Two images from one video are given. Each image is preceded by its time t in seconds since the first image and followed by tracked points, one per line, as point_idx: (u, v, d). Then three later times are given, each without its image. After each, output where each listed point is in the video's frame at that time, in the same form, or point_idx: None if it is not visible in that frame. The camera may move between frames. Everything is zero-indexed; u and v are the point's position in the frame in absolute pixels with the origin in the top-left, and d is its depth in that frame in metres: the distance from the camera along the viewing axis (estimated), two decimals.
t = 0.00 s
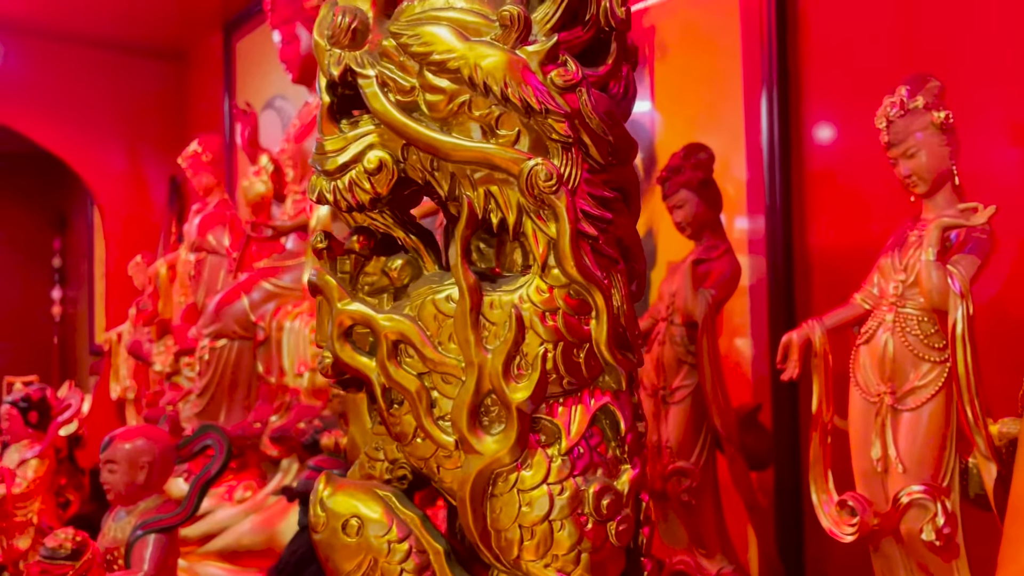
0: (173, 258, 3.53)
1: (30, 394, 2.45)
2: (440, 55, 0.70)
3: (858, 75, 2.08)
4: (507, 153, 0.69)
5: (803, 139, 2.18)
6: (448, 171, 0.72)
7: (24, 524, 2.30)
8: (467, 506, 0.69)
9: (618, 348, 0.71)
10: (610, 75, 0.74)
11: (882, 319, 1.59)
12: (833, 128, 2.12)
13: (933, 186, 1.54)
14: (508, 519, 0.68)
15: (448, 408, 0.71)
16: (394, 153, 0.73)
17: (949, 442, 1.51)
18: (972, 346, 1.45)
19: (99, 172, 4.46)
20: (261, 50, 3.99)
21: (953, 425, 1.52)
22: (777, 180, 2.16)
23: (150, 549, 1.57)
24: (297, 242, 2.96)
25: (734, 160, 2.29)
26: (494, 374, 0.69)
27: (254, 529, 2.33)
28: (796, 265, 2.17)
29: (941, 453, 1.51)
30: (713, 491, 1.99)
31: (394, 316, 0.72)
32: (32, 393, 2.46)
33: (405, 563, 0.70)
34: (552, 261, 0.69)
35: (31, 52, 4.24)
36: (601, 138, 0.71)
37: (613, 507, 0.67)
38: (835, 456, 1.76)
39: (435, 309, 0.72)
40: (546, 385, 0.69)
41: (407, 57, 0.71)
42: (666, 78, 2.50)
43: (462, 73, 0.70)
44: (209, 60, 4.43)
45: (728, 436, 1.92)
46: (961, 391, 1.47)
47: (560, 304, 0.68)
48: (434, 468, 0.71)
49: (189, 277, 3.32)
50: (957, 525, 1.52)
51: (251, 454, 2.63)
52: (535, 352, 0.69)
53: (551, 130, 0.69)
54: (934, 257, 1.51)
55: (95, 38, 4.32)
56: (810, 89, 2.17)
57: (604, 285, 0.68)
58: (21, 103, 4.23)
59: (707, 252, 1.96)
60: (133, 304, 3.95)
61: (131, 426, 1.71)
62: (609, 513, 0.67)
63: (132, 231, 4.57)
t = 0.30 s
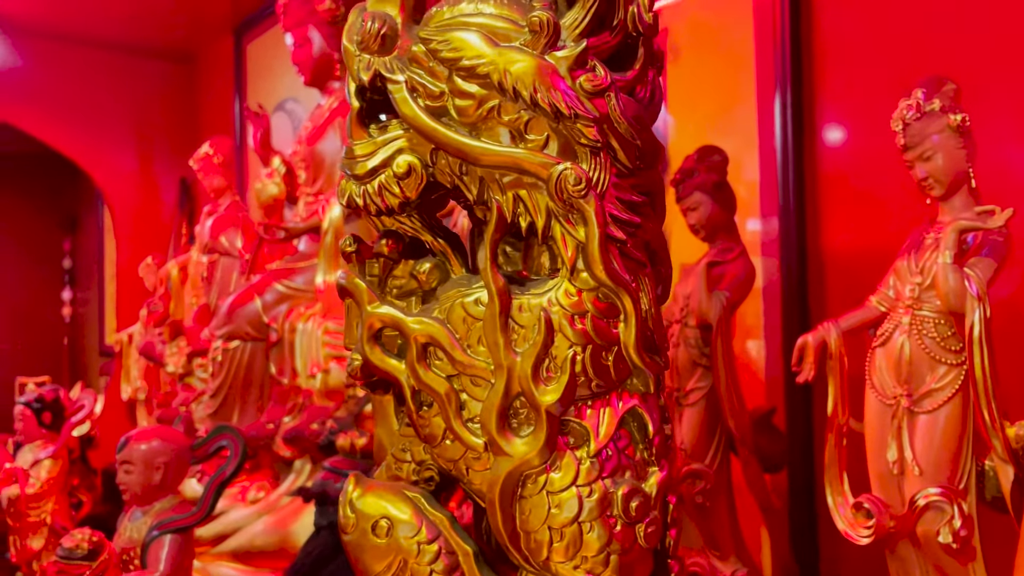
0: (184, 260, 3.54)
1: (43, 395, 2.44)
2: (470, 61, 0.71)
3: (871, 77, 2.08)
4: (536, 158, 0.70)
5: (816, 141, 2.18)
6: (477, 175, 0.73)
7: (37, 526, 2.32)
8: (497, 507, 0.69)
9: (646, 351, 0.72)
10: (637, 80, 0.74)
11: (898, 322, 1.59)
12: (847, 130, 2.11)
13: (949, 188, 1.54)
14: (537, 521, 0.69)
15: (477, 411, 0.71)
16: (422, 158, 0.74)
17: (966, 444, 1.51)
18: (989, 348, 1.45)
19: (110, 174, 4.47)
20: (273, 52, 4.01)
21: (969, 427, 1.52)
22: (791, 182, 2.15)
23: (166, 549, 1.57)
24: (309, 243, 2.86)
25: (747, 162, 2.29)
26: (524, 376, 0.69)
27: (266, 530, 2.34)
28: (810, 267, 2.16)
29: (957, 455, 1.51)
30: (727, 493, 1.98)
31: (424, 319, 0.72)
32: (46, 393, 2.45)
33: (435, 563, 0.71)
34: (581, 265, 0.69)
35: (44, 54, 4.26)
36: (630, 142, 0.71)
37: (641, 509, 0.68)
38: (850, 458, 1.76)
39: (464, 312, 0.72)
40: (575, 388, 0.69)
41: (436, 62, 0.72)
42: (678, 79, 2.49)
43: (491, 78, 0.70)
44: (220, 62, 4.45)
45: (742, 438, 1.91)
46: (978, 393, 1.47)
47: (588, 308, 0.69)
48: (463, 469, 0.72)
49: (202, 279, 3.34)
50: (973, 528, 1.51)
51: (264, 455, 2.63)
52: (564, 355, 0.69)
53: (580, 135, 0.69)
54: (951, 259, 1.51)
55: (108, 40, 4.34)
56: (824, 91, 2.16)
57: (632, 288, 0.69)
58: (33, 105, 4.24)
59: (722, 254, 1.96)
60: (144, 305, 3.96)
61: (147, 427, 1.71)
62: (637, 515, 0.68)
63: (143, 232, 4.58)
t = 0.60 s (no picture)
0: (197, 262, 3.56)
1: (57, 397, 2.45)
2: (500, 65, 0.71)
3: (886, 80, 2.06)
4: (566, 161, 0.70)
5: (831, 144, 2.17)
6: (506, 178, 0.73)
7: (51, 526, 2.32)
8: (527, 510, 0.70)
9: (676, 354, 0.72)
10: (665, 83, 0.75)
11: (916, 324, 1.58)
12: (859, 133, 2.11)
13: (967, 191, 1.54)
14: (568, 524, 0.69)
15: (507, 413, 0.72)
16: (452, 162, 0.74)
17: (985, 447, 1.50)
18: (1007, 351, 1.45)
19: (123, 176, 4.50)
20: (285, 55, 4.02)
21: (988, 430, 1.52)
22: (805, 184, 2.14)
23: (183, 550, 1.58)
24: (322, 244, 2.83)
25: (761, 164, 2.28)
26: (554, 380, 0.69)
27: (281, 531, 2.34)
28: (825, 270, 2.15)
29: (977, 458, 1.51)
30: (742, 496, 1.98)
31: (454, 322, 0.73)
32: (60, 394, 2.45)
33: (465, 566, 0.71)
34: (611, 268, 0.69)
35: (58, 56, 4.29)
36: (659, 146, 0.72)
37: (671, 512, 0.68)
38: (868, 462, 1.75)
39: (494, 315, 0.73)
40: (605, 391, 0.69)
41: (467, 68, 0.72)
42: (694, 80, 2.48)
43: (522, 83, 0.71)
44: (232, 65, 4.47)
45: (758, 440, 1.91)
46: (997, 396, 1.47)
47: (618, 311, 0.69)
48: (493, 472, 0.72)
49: (215, 281, 3.35)
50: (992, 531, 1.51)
51: (277, 456, 2.64)
52: (594, 359, 0.70)
53: (610, 139, 0.70)
54: (970, 263, 1.50)
55: (121, 42, 4.37)
56: (839, 93, 2.15)
57: (662, 292, 0.69)
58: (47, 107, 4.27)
59: (738, 256, 1.96)
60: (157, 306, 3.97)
61: (162, 428, 1.72)
62: (668, 517, 0.68)
63: (155, 234, 4.59)
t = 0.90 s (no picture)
0: (209, 264, 3.57)
1: (71, 398, 2.48)
2: (530, 73, 0.72)
3: (902, 81, 2.02)
4: (595, 167, 0.71)
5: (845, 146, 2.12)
6: (535, 184, 0.73)
7: (65, 526, 2.29)
8: (557, 515, 0.70)
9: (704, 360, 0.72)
10: (694, 89, 0.75)
11: (934, 328, 1.58)
12: (874, 135, 2.06)
13: (985, 195, 1.53)
14: (598, 528, 0.69)
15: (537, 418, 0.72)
16: (480, 168, 0.75)
17: (1004, 452, 1.50)
18: None
19: (135, 178, 4.51)
20: (296, 57, 4.03)
21: (1006, 435, 1.52)
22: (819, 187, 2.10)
23: (199, 551, 1.59)
24: (336, 247, 2.81)
25: (774, 165, 2.24)
26: (584, 385, 0.70)
27: (295, 533, 2.33)
28: (840, 273, 2.11)
29: (996, 462, 1.50)
30: (757, 500, 1.97)
31: (483, 327, 0.73)
32: (73, 396, 2.50)
33: (494, 569, 0.71)
34: (641, 274, 0.70)
35: (71, 60, 4.32)
36: (688, 152, 0.72)
37: (701, 517, 0.68)
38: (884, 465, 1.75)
39: (522, 321, 0.74)
40: (634, 397, 0.70)
41: (497, 74, 0.73)
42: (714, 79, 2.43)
43: (551, 90, 0.71)
44: (244, 68, 4.49)
45: (773, 443, 1.90)
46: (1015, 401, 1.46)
47: (648, 316, 0.69)
48: (522, 477, 0.73)
49: (228, 283, 3.36)
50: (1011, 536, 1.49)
51: (289, 458, 2.64)
52: (624, 364, 0.70)
53: (639, 145, 0.70)
54: (989, 267, 1.50)
55: (134, 46, 4.39)
56: (854, 94, 2.11)
57: (691, 297, 0.69)
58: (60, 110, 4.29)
59: (753, 259, 1.95)
60: (168, 308, 3.98)
61: (179, 430, 1.72)
62: (697, 522, 0.68)
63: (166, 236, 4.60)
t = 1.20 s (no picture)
0: (221, 265, 3.57)
1: (86, 399, 2.45)
2: (563, 72, 0.72)
3: (922, 82, 1.97)
4: (626, 166, 0.71)
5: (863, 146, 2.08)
6: (566, 184, 0.73)
7: (79, 527, 2.30)
8: (589, 515, 0.70)
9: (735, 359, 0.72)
10: (724, 89, 0.75)
11: (955, 329, 1.56)
12: (893, 136, 2.02)
13: (1007, 196, 1.51)
14: (630, 529, 0.69)
15: (568, 417, 0.72)
16: (511, 167, 0.75)
17: None
18: None
19: (147, 180, 4.53)
20: (308, 58, 4.04)
21: None
22: (837, 189, 2.06)
23: (216, 551, 1.59)
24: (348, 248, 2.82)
25: (790, 167, 2.19)
26: (617, 385, 0.70)
27: (309, 533, 2.34)
28: (858, 275, 2.07)
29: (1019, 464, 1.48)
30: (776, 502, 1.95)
31: (514, 327, 0.73)
32: (88, 397, 2.47)
33: (526, 569, 0.71)
34: (673, 273, 0.69)
35: (84, 62, 4.33)
36: (720, 151, 0.72)
37: (733, 517, 0.68)
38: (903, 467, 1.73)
39: (553, 320, 0.74)
40: (666, 396, 0.70)
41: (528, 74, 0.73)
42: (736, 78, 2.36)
43: (583, 89, 0.71)
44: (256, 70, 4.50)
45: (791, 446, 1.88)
46: None
47: (680, 316, 0.69)
48: (554, 477, 0.73)
49: (241, 284, 3.36)
50: None
51: (303, 459, 2.63)
52: (656, 363, 0.70)
53: (672, 145, 0.70)
54: (1011, 267, 1.48)
55: (147, 48, 4.41)
56: (872, 94, 2.06)
57: (724, 297, 0.69)
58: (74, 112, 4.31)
59: (770, 260, 1.94)
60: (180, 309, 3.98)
61: (193, 430, 1.71)
62: (729, 522, 0.68)
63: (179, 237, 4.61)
